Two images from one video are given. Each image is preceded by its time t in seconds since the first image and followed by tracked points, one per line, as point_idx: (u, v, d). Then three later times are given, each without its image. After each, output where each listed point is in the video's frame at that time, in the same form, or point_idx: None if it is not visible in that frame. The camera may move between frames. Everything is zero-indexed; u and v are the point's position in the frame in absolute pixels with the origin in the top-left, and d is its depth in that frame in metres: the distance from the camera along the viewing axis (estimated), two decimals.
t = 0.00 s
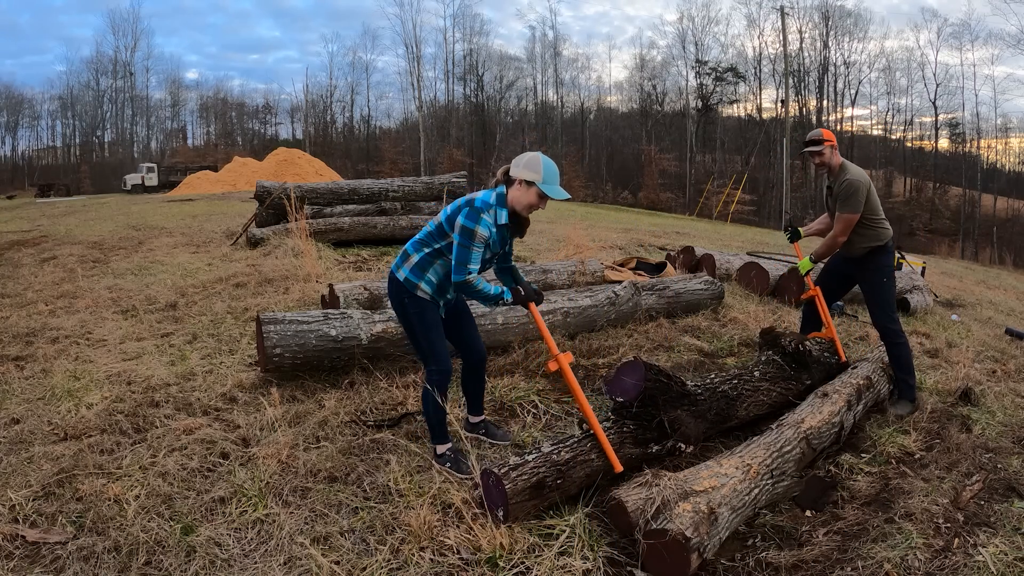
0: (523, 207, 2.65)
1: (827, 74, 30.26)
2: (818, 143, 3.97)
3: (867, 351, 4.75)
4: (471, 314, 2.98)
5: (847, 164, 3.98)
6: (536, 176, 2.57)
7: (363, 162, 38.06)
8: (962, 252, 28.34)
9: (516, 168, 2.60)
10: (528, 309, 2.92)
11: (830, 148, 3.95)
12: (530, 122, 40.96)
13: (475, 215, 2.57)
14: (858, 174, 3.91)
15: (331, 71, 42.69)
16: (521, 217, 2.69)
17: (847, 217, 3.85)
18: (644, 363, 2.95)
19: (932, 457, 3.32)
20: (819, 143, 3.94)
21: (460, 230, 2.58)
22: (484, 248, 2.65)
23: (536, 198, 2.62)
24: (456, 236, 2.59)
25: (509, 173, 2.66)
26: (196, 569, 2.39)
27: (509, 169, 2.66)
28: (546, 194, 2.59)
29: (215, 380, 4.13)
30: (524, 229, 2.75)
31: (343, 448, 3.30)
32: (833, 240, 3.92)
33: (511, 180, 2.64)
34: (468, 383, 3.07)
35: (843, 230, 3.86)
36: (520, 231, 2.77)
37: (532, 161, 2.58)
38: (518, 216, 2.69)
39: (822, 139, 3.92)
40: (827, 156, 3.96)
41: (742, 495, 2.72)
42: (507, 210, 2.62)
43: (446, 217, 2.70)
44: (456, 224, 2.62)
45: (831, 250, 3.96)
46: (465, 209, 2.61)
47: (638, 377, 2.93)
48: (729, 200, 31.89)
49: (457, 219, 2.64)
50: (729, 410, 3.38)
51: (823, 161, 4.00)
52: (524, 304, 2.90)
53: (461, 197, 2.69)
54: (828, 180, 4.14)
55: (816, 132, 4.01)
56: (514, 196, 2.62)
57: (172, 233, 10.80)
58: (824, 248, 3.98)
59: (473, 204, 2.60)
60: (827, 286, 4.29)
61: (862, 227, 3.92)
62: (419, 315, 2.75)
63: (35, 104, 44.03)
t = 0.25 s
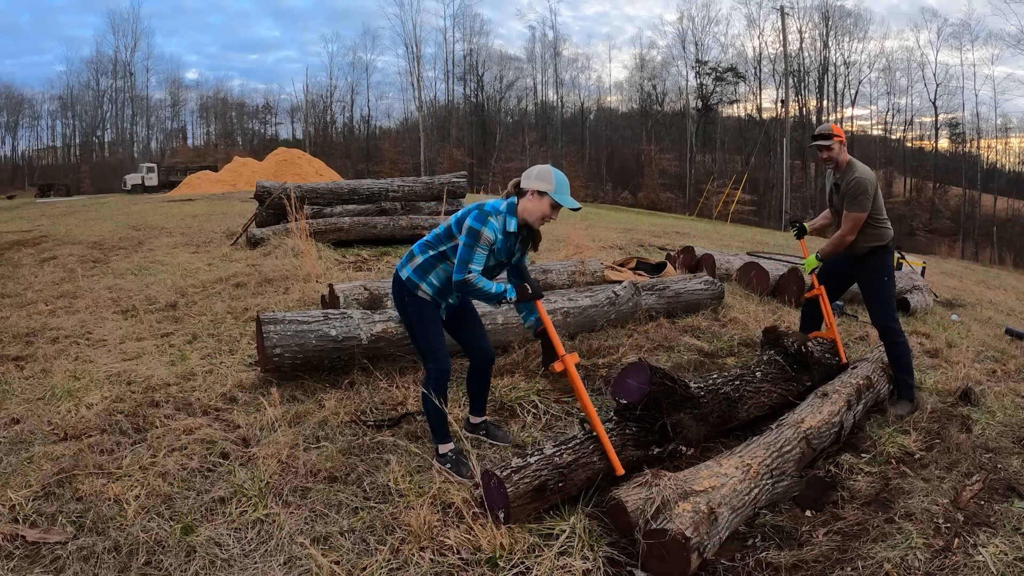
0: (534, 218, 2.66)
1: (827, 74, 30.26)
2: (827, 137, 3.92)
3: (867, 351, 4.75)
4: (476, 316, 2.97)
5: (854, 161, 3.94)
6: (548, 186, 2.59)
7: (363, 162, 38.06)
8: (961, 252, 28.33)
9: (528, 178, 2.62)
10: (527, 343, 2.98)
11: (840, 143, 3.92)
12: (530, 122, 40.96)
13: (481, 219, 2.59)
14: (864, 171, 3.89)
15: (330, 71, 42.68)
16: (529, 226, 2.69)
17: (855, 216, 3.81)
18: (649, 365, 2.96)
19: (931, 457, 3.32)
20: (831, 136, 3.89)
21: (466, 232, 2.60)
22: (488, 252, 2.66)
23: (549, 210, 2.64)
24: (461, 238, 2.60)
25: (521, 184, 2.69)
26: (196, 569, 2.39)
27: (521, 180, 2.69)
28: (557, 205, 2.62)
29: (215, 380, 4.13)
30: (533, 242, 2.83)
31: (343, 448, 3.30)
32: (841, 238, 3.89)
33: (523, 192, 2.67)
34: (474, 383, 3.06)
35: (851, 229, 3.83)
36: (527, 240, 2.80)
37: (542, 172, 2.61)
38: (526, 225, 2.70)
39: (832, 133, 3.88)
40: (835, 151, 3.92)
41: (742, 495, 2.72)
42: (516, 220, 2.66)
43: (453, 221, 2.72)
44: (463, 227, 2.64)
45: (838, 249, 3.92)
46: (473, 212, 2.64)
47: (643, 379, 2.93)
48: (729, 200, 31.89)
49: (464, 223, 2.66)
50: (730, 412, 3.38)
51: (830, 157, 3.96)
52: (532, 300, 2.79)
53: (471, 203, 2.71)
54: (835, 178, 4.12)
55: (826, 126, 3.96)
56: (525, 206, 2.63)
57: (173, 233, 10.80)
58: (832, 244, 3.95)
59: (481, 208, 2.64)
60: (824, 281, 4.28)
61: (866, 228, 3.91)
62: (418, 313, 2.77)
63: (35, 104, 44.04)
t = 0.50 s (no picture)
0: (537, 222, 2.66)
1: (827, 74, 30.25)
2: (834, 133, 3.84)
3: (868, 351, 4.75)
4: (477, 316, 2.98)
5: (860, 160, 3.89)
6: (550, 192, 2.60)
7: (363, 162, 38.06)
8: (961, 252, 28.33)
9: (533, 184, 2.62)
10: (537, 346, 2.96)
11: (847, 139, 3.86)
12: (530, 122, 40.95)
13: (489, 221, 2.57)
14: (870, 170, 3.85)
15: (330, 71, 42.65)
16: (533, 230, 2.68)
17: (864, 215, 3.77)
18: (656, 370, 2.97)
19: (932, 457, 3.32)
20: (837, 132, 3.82)
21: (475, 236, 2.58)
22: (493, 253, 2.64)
23: (552, 214, 2.64)
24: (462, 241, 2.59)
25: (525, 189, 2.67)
26: (196, 569, 2.39)
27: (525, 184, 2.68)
28: (561, 207, 2.62)
29: (214, 380, 4.13)
30: (536, 248, 2.83)
31: (343, 448, 3.30)
32: (852, 236, 3.83)
33: (525, 197, 2.67)
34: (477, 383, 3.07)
35: (860, 228, 3.78)
36: (530, 245, 2.80)
37: (545, 177, 2.62)
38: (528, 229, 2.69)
39: (838, 130, 3.81)
40: (842, 149, 3.85)
41: (742, 495, 2.72)
42: (518, 225, 2.66)
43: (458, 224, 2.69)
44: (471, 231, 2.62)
45: (849, 246, 3.87)
46: (478, 216, 2.61)
47: (650, 385, 2.94)
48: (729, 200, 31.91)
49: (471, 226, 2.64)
50: (731, 414, 3.37)
51: (835, 154, 3.88)
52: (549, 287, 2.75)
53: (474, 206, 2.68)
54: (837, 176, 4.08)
55: (832, 122, 3.89)
56: (528, 211, 2.63)
57: (173, 233, 10.80)
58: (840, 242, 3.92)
59: (486, 211, 2.62)
60: (829, 279, 4.24)
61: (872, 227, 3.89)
62: (418, 315, 2.78)
63: (35, 104, 44.05)
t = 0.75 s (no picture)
0: (528, 193, 2.72)
1: (827, 74, 30.26)
2: (844, 131, 3.80)
3: (868, 351, 4.75)
4: (482, 317, 2.98)
5: (868, 159, 3.86)
6: (540, 162, 2.64)
7: (364, 162, 38.06)
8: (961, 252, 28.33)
9: (522, 157, 2.68)
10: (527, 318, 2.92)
11: (857, 137, 3.82)
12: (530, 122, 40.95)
13: (484, 190, 2.62)
14: (878, 170, 3.82)
15: (331, 71, 42.64)
16: (526, 201, 2.74)
17: (874, 214, 3.73)
18: (663, 373, 2.97)
19: (931, 457, 3.32)
20: (847, 130, 3.79)
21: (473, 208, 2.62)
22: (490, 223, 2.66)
23: (542, 185, 2.69)
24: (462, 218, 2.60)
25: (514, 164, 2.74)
26: (196, 569, 2.39)
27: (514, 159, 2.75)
28: (553, 179, 2.68)
29: (214, 381, 4.13)
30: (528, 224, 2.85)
31: (343, 447, 3.30)
32: (863, 236, 3.79)
33: (516, 169, 2.72)
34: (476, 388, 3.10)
35: (870, 228, 3.74)
36: (524, 221, 2.83)
37: (534, 149, 2.68)
38: (522, 201, 2.75)
39: (847, 128, 3.77)
40: (850, 147, 3.81)
41: (742, 495, 2.72)
42: (513, 195, 2.71)
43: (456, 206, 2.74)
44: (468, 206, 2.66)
45: (860, 247, 3.82)
46: (473, 190, 2.66)
47: (656, 389, 2.93)
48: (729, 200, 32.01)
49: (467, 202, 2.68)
50: (733, 416, 3.37)
51: (844, 152, 3.85)
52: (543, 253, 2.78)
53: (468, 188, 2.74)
54: (843, 175, 4.05)
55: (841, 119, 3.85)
56: (519, 182, 2.69)
57: (173, 233, 10.80)
58: (847, 243, 3.88)
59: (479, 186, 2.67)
60: (833, 279, 4.22)
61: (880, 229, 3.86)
62: (434, 313, 2.74)
63: (35, 104, 44.06)
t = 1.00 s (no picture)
0: (517, 177, 2.80)
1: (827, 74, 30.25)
2: (851, 131, 3.82)
3: (867, 351, 4.75)
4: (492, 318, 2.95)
5: (874, 159, 3.87)
6: (530, 147, 2.75)
7: (363, 162, 38.06)
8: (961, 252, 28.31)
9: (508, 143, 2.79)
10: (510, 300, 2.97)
11: (864, 138, 3.83)
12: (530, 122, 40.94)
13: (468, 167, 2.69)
14: (884, 170, 3.83)
15: (331, 71, 42.64)
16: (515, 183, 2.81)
17: (879, 215, 3.71)
18: (667, 376, 2.98)
19: (932, 458, 3.32)
20: (854, 131, 3.80)
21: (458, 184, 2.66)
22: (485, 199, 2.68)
23: (530, 168, 2.78)
24: (458, 198, 2.63)
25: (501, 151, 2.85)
26: (196, 569, 2.39)
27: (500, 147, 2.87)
28: (544, 164, 2.77)
29: (214, 380, 4.13)
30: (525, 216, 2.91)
31: (343, 448, 3.30)
32: (868, 237, 3.76)
33: (505, 154, 2.81)
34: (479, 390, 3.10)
35: (875, 229, 3.71)
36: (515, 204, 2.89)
37: (522, 136, 2.78)
38: (511, 183, 2.82)
39: (854, 128, 3.79)
40: (857, 146, 3.83)
41: (742, 495, 2.72)
42: (502, 175, 2.79)
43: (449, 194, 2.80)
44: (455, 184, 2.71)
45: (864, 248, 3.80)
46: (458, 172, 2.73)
47: (660, 391, 2.95)
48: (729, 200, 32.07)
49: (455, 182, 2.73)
50: (734, 417, 3.36)
51: (850, 152, 3.87)
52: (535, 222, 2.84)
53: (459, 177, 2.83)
54: (848, 175, 4.06)
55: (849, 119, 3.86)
56: (509, 166, 2.78)
57: (173, 233, 10.80)
58: (853, 243, 3.87)
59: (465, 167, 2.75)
60: (836, 279, 4.22)
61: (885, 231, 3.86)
62: (446, 308, 2.71)
63: (35, 104, 44.07)
